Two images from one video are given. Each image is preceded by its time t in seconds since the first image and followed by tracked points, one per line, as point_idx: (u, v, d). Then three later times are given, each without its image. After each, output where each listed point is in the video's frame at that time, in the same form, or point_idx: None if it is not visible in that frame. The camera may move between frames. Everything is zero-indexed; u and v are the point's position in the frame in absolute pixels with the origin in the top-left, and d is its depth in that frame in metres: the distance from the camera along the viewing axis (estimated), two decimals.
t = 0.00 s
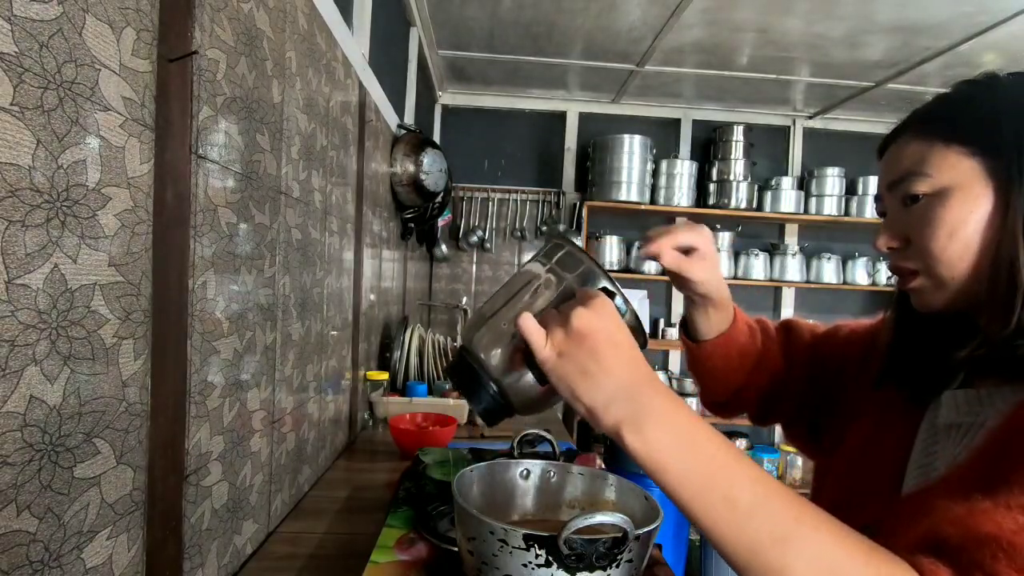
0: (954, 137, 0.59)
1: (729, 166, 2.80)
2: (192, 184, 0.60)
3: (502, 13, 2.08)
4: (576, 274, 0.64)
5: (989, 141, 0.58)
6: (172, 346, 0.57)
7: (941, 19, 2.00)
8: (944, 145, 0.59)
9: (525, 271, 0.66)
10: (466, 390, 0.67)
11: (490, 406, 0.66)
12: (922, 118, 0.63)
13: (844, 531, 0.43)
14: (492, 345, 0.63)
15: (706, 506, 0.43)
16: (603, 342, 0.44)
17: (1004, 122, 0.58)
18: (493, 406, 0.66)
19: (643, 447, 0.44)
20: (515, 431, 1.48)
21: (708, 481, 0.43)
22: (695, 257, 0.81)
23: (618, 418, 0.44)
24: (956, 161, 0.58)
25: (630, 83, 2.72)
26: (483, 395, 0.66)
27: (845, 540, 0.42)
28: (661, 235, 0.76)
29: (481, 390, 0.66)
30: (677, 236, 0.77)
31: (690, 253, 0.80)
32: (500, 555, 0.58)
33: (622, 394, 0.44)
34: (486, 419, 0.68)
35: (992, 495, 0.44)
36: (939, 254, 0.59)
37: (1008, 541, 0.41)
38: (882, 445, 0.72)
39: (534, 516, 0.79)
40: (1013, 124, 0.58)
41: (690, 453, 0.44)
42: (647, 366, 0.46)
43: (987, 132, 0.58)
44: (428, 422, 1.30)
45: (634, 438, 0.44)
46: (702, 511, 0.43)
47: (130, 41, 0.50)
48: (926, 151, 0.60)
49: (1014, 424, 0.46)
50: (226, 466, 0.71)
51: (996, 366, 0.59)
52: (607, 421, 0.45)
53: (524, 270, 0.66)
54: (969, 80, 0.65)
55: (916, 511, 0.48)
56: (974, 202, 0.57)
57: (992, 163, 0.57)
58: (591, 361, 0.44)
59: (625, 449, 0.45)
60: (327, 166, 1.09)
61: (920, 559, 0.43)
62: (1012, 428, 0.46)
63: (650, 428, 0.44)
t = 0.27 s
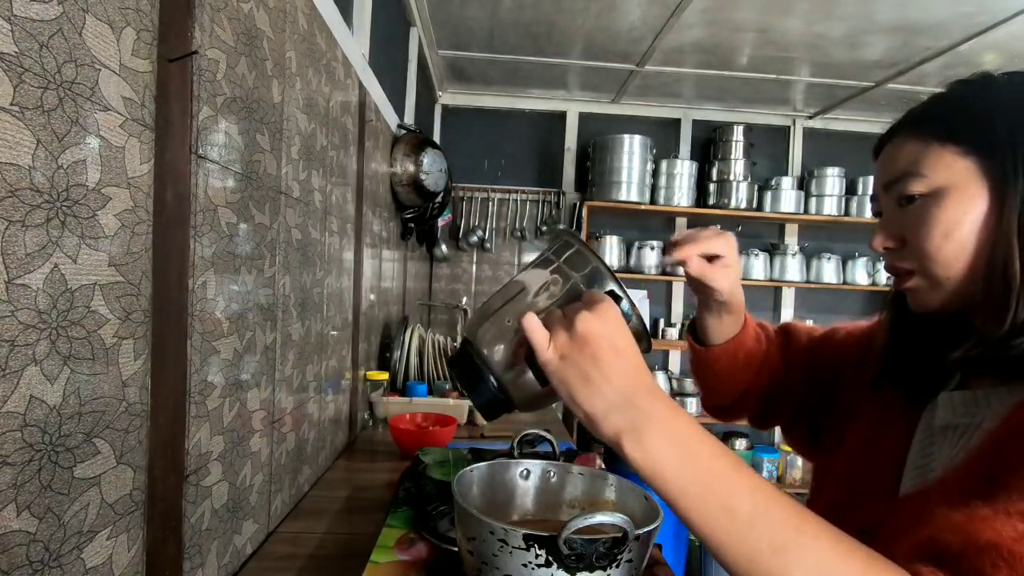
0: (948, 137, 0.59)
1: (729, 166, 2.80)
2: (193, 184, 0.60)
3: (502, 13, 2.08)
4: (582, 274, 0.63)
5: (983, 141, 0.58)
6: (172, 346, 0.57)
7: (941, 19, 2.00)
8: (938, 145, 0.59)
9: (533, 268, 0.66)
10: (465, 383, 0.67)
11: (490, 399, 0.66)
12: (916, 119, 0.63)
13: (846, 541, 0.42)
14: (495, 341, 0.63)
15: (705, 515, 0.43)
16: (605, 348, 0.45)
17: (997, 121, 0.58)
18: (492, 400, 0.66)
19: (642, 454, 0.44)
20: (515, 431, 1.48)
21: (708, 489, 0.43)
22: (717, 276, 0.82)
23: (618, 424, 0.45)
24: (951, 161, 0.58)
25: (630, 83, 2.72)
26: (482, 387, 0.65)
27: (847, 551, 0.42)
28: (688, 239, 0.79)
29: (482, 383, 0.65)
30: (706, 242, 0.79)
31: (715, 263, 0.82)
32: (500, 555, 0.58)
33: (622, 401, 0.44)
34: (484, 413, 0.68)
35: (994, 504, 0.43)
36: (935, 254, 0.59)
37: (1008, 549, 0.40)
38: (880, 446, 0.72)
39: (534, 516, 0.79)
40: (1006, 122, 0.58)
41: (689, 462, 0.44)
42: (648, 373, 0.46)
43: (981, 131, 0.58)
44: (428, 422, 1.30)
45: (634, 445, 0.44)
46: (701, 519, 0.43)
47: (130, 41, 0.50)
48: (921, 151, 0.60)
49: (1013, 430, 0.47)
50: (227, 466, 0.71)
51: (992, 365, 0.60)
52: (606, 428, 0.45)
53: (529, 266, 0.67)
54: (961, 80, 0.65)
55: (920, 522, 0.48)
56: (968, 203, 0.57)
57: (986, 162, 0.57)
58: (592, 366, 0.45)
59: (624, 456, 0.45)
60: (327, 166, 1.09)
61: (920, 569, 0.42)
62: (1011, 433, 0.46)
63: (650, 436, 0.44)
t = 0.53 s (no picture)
0: (946, 136, 0.59)
1: (729, 166, 2.80)
2: (192, 184, 0.60)
3: (502, 13, 2.08)
4: (582, 275, 0.63)
5: (980, 141, 0.58)
6: (172, 346, 0.57)
7: (941, 19, 2.00)
8: (936, 145, 0.59)
9: (533, 267, 0.66)
10: (461, 379, 0.67)
11: (485, 398, 0.66)
12: (914, 118, 0.63)
13: (846, 546, 0.42)
14: (492, 339, 0.63)
15: (704, 520, 0.43)
16: (604, 351, 0.45)
17: (995, 121, 0.58)
18: (487, 398, 0.66)
19: (640, 459, 0.44)
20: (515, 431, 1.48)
21: (706, 495, 0.43)
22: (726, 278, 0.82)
23: (616, 428, 0.45)
24: (950, 161, 0.58)
25: (630, 83, 2.72)
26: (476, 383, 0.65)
27: (846, 556, 0.42)
28: (694, 246, 0.80)
29: (477, 380, 0.65)
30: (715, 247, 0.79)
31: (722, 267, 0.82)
32: (500, 555, 0.58)
33: (621, 405, 0.44)
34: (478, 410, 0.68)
35: (993, 509, 0.43)
36: (934, 254, 0.59)
37: (1008, 554, 0.40)
38: (879, 447, 0.72)
39: (534, 516, 0.79)
40: (1004, 122, 0.58)
41: (688, 467, 0.44)
42: (647, 377, 0.46)
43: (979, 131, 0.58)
44: (428, 422, 1.30)
45: (632, 449, 0.44)
46: (700, 525, 0.43)
47: (130, 41, 0.50)
48: (919, 151, 0.60)
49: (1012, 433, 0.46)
50: (227, 466, 0.71)
51: (992, 365, 0.60)
52: (605, 432, 0.45)
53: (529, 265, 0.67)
54: (959, 79, 0.65)
55: (918, 526, 0.48)
56: (967, 203, 0.57)
57: (984, 161, 0.57)
58: (591, 370, 0.45)
59: (623, 460, 0.45)
60: (327, 166, 1.09)
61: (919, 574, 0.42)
62: (1010, 436, 0.46)
63: (649, 441, 0.44)
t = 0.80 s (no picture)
0: (945, 137, 0.59)
1: (729, 166, 2.80)
2: (192, 184, 0.60)
3: (502, 13, 2.08)
4: (582, 274, 0.63)
5: (978, 140, 0.58)
6: (172, 346, 0.57)
7: (941, 19, 2.00)
8: (935, 146, 0.59)
9: (534, 266, 0.66)
10: (461, 377, 0.67)
11: (484, 396, 0.66)
12: (914, 119, 0.63)
13: (844, 548, 0.42)
14: (492, 338, 0.63)
15: (703, 521, 0.43)
16: (603, 351, 0.45)
17: (995, 121, 0.58)
18: (487, 397, 0.66)
19: (641, 460, 0.44)
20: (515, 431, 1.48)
21: (706, 495, 0.43)
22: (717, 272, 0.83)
23: (616, 428, 0.45)
24: (949, 162, 0.58)
25: (630, 83, 2.72)
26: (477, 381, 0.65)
27: (843, 558, 0.42)
28: (682, 248, 0.79)
29: (477, 379, 0.65)
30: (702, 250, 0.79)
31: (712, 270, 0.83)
32: (500, 555, 0.58)
33: (621, 405, 0.44)
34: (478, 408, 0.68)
35: (992, 510, 0.43)
36: (933, 255, 0.59)
37: (1004, 556, 0.40)
38: (880, 448, 0.72)
39: (534, 516, 0.79)
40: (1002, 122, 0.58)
41: (687, 467, 0.44)
42: (646, 378, 0.46)
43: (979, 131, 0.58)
44: (428, 422, 1.30)
45: (632, 450, 0.44)
46: (700, 525, 0.43)
47: (130, 41, 0.50)
48: (919, 152, 0.60)
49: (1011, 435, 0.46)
50: (227, 466, 0.71)
51: (992, 366, 0.60)
52: (604, 433, 0.45)
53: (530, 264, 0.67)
54: (959, 80, 0.65)
55: (917, 528, 0.47)
56: (965, 204, 0.57)
57: (984, 162, 0.57)
58: (591, 370, 0.45)
59: (622, 461, 0.45)
60: (327, 166, 1.09)
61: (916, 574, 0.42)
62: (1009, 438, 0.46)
63: (648, 441, 0.44)
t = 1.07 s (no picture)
0: (951, 136, 0.59)
1: (729, 166, 2.80)
2: (192, 184, 0.60)
3: (502, 13, 2.08)
4: (579, 272, 0.63)
5: (984, 139, 0.58)
6: (172, 346, 0.57)
7: (941, 19, 2.00)
8: (942, 144, 0.59)
9: (533, 264, 0.66)
10: (458, 378, 0.68)
11: (482, 397, 0.66)
12: (919, 118, 0.63)
13: (845, 549, 0.42)
14: (489, 338, 0.63)
15: (705, 521, 0.43)
16: (605, 352, 0.45)
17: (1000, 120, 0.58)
18: (484, 397, 0.66)
19: (642, 460, 0.44)
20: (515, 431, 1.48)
21: (707, 496, 0.43)
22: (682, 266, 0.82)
23: (617, 428, 0.45)
24: (955, 161, 0.58)
25: (630, 83, 2.72)
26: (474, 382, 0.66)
27: (845, 558, 0.42)
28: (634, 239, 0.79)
29: (475, 379, 0.66)
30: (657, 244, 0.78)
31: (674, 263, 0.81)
32: (500, 555, 0.58)
33: (623, 405, 0.44)
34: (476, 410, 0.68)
35: (994, 512, 0.43)
36: (939, 254, 0.59)
37: (1009, 560, 0.40)
38: (880, 450, 0.72)
39: (534, 516, 0.79)
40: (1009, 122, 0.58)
41: (688, 467, 0.44)
42: (647, 379, 0.46)
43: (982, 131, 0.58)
44: (428, 422, 1.30)
45: (634, 450, 0.44)
46: (701, 525, 0.43)
47: (130, 41, 0.50)
48: (925, 151, 0.60)
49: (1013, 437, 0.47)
50: (227, 466, 0.71)
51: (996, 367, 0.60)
52: (606, 432, 0.45)
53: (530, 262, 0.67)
54: (970, 78, 0.64)
55: (917, 529, 0.48)
56: (972, 204, 0.57)
57: (991, 161, 0.57)
58: (592, 370, 0.45)
59: (624, 462, 0.45)
60: (327, 166, 1.09)
61: None
62: (1011, 439, 0.46)
63: (650, 441, 0.44)
